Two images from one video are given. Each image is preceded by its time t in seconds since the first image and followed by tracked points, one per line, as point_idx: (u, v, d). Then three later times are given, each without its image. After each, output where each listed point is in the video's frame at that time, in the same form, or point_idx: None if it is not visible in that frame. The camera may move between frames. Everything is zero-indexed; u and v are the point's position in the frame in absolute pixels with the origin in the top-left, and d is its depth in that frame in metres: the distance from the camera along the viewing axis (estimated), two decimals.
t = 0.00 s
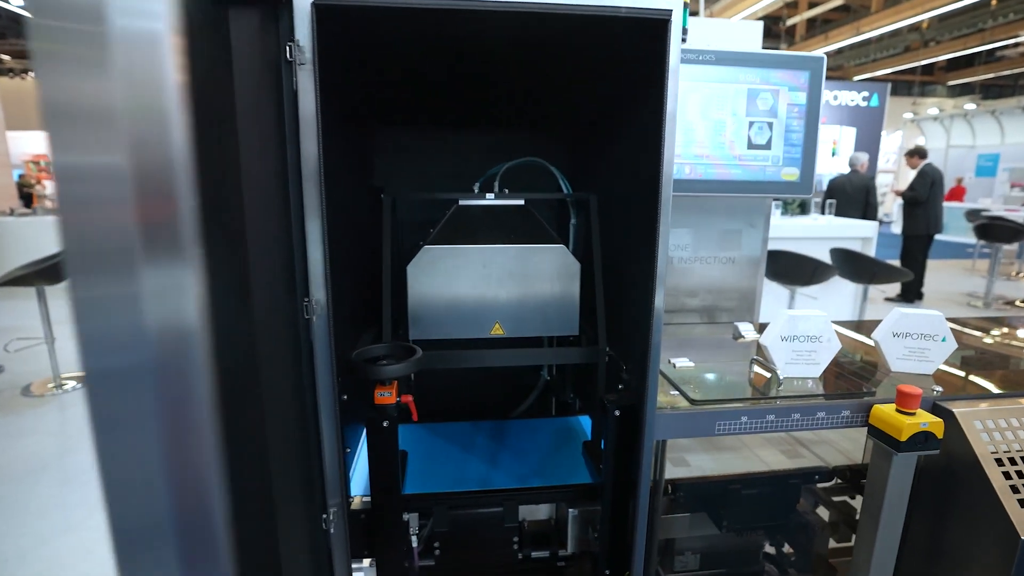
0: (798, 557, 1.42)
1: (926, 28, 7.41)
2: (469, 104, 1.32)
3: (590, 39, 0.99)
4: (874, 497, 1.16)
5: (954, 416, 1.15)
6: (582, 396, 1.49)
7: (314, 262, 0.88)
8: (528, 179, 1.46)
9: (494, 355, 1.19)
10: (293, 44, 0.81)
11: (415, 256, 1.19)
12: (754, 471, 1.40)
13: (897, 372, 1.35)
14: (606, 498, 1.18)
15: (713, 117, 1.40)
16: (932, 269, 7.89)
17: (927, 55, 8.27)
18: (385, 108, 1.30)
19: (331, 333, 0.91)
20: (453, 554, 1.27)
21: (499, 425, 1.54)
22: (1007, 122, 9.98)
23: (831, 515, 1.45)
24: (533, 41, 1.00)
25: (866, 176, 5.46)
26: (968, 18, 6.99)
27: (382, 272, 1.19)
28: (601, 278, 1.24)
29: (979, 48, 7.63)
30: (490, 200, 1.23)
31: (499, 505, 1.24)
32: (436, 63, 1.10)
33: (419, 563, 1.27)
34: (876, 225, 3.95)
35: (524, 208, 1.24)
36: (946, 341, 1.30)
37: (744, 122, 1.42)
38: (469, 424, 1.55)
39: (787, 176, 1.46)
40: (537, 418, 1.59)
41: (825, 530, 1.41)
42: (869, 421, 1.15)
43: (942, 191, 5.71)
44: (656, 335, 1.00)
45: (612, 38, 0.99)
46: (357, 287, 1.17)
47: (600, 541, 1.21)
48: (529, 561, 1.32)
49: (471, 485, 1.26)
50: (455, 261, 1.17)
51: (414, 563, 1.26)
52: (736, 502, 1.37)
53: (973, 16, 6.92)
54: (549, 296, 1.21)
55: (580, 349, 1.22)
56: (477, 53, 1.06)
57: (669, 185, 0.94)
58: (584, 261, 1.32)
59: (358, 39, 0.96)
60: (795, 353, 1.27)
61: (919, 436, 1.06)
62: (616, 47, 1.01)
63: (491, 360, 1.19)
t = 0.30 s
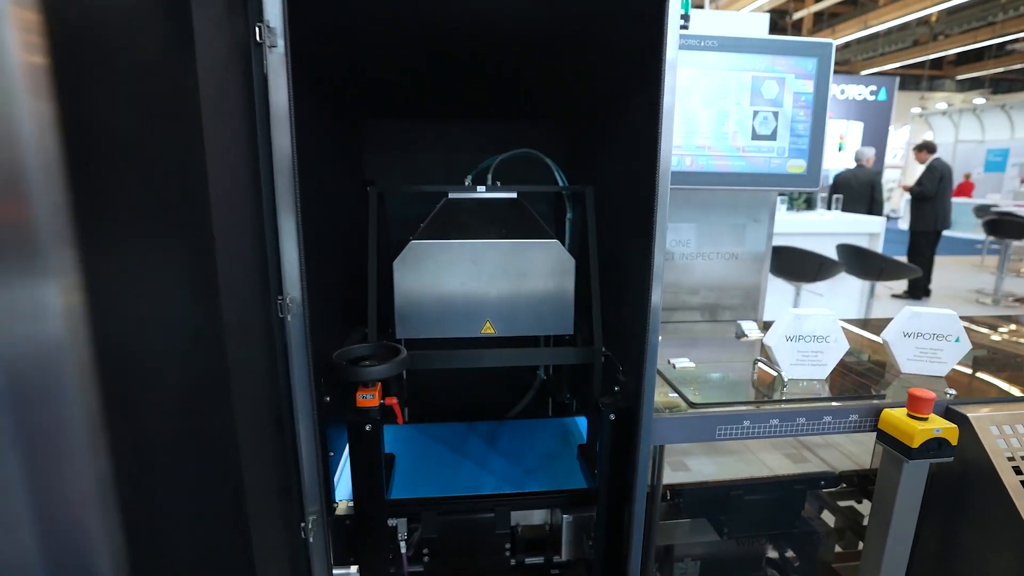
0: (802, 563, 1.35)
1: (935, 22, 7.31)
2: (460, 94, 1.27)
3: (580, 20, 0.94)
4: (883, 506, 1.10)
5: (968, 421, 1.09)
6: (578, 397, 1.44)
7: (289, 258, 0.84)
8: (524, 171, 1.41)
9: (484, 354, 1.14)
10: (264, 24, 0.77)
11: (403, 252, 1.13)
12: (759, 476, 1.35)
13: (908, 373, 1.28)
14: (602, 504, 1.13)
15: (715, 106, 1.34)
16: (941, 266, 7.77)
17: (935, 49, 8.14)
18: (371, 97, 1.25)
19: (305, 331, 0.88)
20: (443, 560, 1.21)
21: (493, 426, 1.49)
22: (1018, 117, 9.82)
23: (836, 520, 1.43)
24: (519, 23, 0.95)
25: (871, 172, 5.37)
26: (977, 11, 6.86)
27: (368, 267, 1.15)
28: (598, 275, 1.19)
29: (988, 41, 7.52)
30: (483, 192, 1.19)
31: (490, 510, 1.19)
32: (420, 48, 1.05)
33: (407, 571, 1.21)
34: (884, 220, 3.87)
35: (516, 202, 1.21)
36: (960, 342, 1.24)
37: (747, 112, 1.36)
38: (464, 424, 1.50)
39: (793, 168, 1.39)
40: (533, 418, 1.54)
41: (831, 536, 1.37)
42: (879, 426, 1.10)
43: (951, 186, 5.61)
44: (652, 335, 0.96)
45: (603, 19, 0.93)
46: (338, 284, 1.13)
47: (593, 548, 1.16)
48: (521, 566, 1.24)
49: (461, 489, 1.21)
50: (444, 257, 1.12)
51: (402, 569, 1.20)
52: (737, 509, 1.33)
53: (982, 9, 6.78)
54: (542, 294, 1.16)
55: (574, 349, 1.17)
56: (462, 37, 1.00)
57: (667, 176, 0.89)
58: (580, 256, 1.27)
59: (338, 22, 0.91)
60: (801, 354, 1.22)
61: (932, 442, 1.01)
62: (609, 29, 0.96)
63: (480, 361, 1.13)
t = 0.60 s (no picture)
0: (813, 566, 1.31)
1: (955, 12, 7.12)
2: (460, 82, 1.23)
3: (581, 4, 0.89)
4: (902, 513, 1.05)
5: (994, 426, 1.03)
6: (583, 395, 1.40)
7: (277, 251, 0.82)
8: (528, 162, 1.37)
9: (483, 351, 1.10)
10: (247, 4, 0.74)
11: (400, 245, 1.09)
12: (772, 480, 1.30)
13: (929, 374, 1.23)
14: (606, 506, 1.09)
15: (728, 93, 1.29)
16: (959, 262, 7.60)
17: (955, 40, 7.95)
18: (368, 86, 1.21)
19: (294, 327, 0.86)
20: (442, 563, 1.16)
21: (495, 424, 1.46)
22: None
23: (849, 524, 1.36)
24: (517, 7, 0.91)
25: (886, 165, 5.24)
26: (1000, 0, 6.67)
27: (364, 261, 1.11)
28: (604, 270, 1.14)
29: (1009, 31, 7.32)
30: (484, 183, 1.15)
31: (490, 512, 1.15)
32: (415, 33, 1.01)
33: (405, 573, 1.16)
34: (901, 214, 3.78)
35: (519, 193, 1.16)
36: (985, 342, 1.18)
37: (762, 100, 1.30)
38: (465, 422, 1.47)
39: (809, 159, 1.33)
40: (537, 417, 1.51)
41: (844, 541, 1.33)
42: (898, 430, 1.04)
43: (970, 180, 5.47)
44: (659, 334, 0.91)
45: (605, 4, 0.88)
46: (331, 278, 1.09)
47: (597, 552, 1.13)
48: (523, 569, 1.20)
49: (461, 490, 1.17)
50: (443, 250, 1.07)
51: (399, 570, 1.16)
52: (748, 513, 1.27)
53: None
54: (545, 289, 1.12)
55: (577, 346, 1.12)
56: (459, 22, 0.96)
57: (675, 164, 0.85)
58: (584, 250, 1.23)
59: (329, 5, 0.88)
60: (815, 353, 1.17)
61: (955, 448, 0.95)
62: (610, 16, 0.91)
63: (480, 358, 1.09)
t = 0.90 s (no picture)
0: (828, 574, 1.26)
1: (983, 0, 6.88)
2: (466, 73, 1.19)
3: None
4: (926, 524, 1.00)
5: None
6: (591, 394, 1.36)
7: (270, 246, 0.81)
8: (538, 154, 1.35)
9: (489, 349, 1.07)
10: None
11: (403, 239, 1.05)
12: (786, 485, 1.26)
13: (955, 378, 1.17)
14: (612, 510, 1.05)
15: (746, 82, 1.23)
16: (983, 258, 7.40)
17: (982, 30, 7.70)
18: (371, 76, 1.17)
19: (289, 323, 0.84)
20: (445, 564, 1.14)
21: (502, 423, 1.43)
22: None
23: (868, 532, 1.32)
24: None
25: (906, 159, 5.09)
26: None
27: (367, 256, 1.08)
28: (613, 266, 1.10)
29: None
30: (489, 174, 1.14)
31: (493, 514, 1.12)
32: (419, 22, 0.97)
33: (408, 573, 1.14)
34: (924, 210, 3.66)
35: (525, 185, 1.14)
36: (1019, 344, 1.11)
37: (781, 89, 1.24)
38: (471, 419, 1.44)
39: (830, 150, 1.27)
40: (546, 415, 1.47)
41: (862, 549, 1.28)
42: (923, 437, 0.99)
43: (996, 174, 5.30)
44: (670, 333, 0.87)
45: None
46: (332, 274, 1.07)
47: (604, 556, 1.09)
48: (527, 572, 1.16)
49: (464, 490, 1.14)
50: (447, 245, 1.04)
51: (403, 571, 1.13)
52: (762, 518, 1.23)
53: None
54: (552, 285, 1.08)
55: (584, 344, 1.08)
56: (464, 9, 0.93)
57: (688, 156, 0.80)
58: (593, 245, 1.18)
59: None
60: (835, 354, 1.12)
61: (985, 458, 0.90)
62: (623, 2, 0.85)
63: (485, 356, 1.06)
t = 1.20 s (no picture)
0: None
1: None
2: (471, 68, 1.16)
3: None
4: (953, 541, 0.94)
5: None
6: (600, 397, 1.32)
7: (266, 244, 0.79)
8: (546, 151, 1.30)
9: (492, 351, 1.04)
10: None
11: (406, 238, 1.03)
12: (801, 494, 1.21)
13: (983, 386, 1.11)
14: (619, 519, 1.01)
15: (763, 76, 1.19)
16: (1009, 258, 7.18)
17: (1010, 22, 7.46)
18: (375, 71, 1.15)
19: (282, 325, 0.83)
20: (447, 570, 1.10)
21: (508, 425, 1.40)
22: None
23: (887, 543, 1.26)
24: None
25: (924, 155, 4.94)
26: None
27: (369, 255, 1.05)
28: (622, 266, 1.06)
29: None
30: (495, 171, 1.10)
31: (497, 519, 1.08)
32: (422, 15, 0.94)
33: None
34: (948, 207, 3.54)
35: (531, 183, 1.11)
36: None
37: (801, 82, 1.19)
38: (477, 421, 1.42)
39: (852, 145, 1.21)
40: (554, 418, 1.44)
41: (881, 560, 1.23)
42: (949, 448, 0.94)
43: None
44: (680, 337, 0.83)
45: None
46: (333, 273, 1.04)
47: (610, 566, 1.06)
48: None
49: (467, 495, 1.11)
50: (450, 244, 1.01)
51: None
52: (776, 529, 1.19)
53: None
54: (559, 286, 1.04)
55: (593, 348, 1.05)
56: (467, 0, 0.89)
57: (699, 153, 0.76)
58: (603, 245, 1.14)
59: None
60: (855, 360, 1.07)
61: (1017, 472, 0.85)
62: None
63: (489, 358, 1.03)
